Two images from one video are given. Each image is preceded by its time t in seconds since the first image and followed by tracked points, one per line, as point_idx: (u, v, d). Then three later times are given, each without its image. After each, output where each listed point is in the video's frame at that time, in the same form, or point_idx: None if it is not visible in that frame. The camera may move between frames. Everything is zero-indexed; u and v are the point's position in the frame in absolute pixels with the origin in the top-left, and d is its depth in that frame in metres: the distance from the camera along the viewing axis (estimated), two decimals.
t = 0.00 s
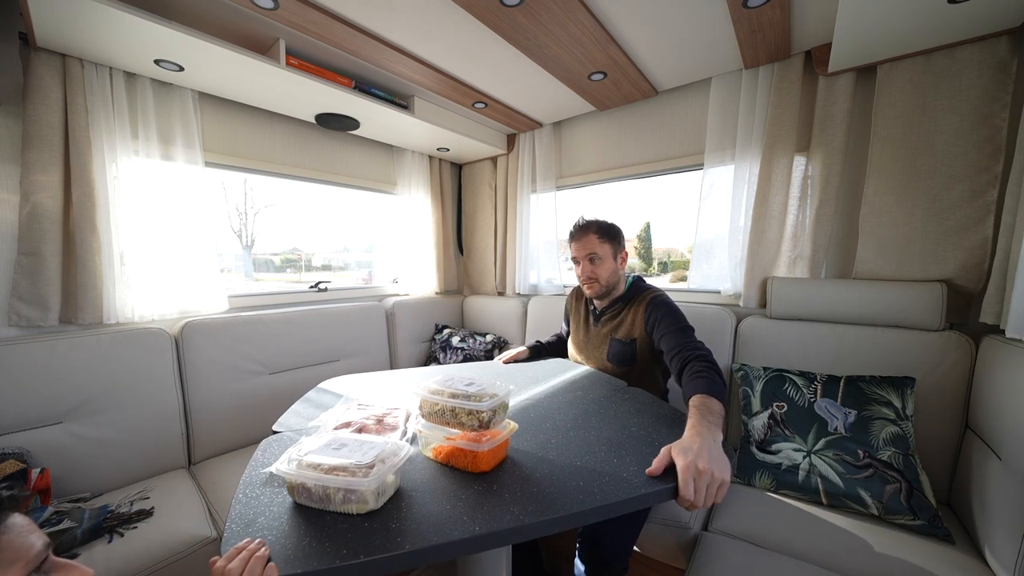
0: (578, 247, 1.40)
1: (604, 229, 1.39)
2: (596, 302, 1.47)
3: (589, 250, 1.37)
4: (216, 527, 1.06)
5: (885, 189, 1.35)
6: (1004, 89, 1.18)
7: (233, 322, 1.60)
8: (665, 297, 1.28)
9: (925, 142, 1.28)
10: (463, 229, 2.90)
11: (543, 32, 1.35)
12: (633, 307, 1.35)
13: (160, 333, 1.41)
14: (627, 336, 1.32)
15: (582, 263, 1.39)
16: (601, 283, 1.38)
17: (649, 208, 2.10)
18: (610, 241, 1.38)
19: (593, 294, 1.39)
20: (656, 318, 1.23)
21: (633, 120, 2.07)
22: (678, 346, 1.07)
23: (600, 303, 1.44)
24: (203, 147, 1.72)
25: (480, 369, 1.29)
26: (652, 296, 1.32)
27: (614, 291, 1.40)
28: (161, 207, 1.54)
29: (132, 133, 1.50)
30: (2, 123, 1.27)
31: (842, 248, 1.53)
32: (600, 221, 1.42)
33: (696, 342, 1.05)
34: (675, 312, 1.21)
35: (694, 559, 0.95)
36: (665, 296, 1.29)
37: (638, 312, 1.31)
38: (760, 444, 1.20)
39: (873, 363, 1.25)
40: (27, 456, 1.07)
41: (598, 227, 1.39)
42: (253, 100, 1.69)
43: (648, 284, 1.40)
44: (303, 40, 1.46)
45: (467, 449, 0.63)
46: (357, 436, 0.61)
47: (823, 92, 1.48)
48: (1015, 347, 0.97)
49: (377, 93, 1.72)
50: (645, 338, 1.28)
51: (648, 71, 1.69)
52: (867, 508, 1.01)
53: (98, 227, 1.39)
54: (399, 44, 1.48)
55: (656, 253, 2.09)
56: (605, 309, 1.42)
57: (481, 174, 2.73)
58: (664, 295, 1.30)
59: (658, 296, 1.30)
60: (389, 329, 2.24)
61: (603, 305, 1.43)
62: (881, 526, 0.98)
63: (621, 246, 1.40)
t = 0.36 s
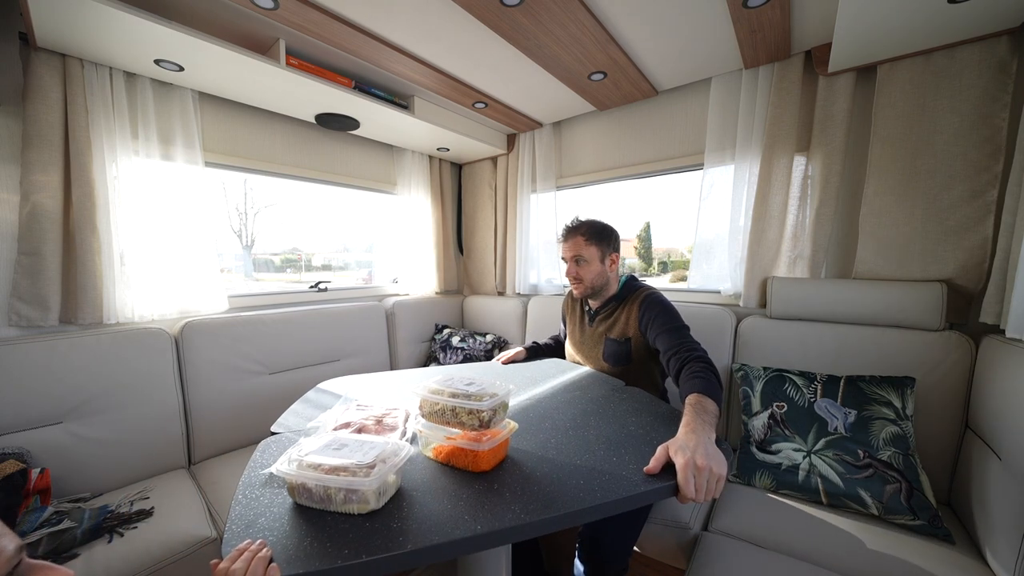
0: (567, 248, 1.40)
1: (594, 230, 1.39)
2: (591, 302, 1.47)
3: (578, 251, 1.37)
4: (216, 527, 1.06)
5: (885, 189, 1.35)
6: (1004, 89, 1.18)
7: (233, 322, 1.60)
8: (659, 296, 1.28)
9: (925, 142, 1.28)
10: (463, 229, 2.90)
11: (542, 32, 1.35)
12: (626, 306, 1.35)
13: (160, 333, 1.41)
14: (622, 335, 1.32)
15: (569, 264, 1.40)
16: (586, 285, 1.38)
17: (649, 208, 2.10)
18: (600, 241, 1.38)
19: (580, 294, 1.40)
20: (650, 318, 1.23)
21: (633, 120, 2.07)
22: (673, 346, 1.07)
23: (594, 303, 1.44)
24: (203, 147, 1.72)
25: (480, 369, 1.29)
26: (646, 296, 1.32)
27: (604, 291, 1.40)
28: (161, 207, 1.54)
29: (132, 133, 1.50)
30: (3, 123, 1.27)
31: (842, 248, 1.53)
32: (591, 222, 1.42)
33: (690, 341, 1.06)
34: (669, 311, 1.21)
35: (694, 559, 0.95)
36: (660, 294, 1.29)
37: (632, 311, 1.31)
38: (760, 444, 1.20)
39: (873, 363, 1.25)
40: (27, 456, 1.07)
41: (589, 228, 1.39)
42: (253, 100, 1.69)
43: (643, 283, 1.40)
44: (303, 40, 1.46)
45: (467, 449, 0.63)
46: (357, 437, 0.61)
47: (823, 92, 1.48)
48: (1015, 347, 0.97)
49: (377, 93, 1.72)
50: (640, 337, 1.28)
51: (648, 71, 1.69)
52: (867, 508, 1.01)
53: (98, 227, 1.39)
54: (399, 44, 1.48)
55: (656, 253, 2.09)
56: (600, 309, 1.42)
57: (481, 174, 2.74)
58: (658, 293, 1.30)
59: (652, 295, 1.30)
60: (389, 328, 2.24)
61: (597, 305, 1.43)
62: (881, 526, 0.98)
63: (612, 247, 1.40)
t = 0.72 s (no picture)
0: (573, 246, 1.40)
1: (598, 229, 1.39)
2: (592, 302, 1.47)
3: (582, 250, 1.37)
4: (216, 527, 1.06)
5: (885, 189, 1.35)
6: (1004, 89, 1.18)
7: (233, 322, 1.60)
8: (660, 296, 1.28)
9: (925, 142, 1.28)
10: (463, 229, 2.90)
11: (542, 32, 1.35)
12: (627, 306, 1.35)
13: (160, 334, 1.41)
14: (625, 335, 1.32)
15: (574, 263, 1.39)
16: (591, 284, 1.37)
17: (649, 208, 2.10)
18: (605, 240, 1.38)
19: (585, 293, 1.39)
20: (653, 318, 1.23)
21: (633, 120, 2.07)
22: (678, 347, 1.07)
23: (596, 302, 1.44)
24: (203, 147, 1.72)
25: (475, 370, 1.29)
26: (648, 295, 1.32)
27: (607, 290, 1.40)
28: (161, 208, 1.54)
29: (132, 133, 1.50)
30: (2, 122, 1.26)
31: (842, 248, 1.53)
32: (595, 221, 1.42)
33: (697, 343, 1.05)
34: (673, 311, 1.21)
35: (695, 560, 0.95)
36: (662, 293, 1.29)
37: (634, 312, 1.31)
38: (760, 444, 1.20)
39: (873, 363, 1.25)
40: (28, 456, 1.07)
41: (592, 227, 1.39)
42: (253, 100, 1.69)
43: (643, 283, 1.40)
44: (303, 40, 1.46)
45: (470, 449, 0.63)
46: (356, 442, 0.60)
47: (823, 91, 1.48)
48: (1015, 347, 0.97)
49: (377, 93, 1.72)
50: (643, 336, 1.28)
51: (648, 71, 1.69)
52: (867, 508, 1.01)
53: (98, 227, 1.39)
54: (399, 44, 1.48)
55: (656, 253, 2.09)
56: (601, 309, 1.42)
57: (481, 174, 2.74)
58: (660, 292, 1.30)
59: (655, 295, 1.30)
60: (389, 328, 2.24)
61: (599, 305, 1.43)
62: (881, 526, 0.98)
63: (616, 245, 1.41)
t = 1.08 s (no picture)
0: (570, 248, 1.40)
1: (598, 229, 1.39)
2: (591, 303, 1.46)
3: (581, 251, 1.37)
4: (216, 527, 1.06)
5: (885, 189, 1.35)
6: (1004, 89, 1.18)
7: (233, 322, 1.60)
8: (666, 297, 1.30)
9: (925, 142, 1.28)
10: (463, 229, 2.90)
11: (542, 32, 1.35)
12: (630, 307, 1.35)
13: (160, 333, 1.41)
14: (629, 336, 1.32)
15: (572, 264, 1.39)
16: (590, 285, 1.37)
17: (649, 208, 2.10)
18: (602, 241, 1.38)
19: (583, 294, 1.39)
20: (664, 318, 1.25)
21: (633, 120, 2.07)
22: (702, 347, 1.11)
23: (595, 303, 1.44)
24: (203, 147, 1.72)
25: (472, 370, 1.28)
26: (652, 297, 1.33)
27: (607, 291, 1.40)
28: (161, 207, 1.54)
29: (132, 133, 1.50)
30: (2, 122, 1.26)
31: (842, 248, 1.53)
32: (594, 222, 1.42)
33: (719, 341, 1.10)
34: (682, 312, 1.24)
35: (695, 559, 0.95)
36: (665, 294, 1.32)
37: (637, 312, 1.32)
38: (760, 444, 1.20)
39: (873, 363, 1.25)
40: (27, 456, 1.07)
41: (593, 228, 1.39)
42: (253, 100, 1.69)
43: (644, 285, 1.41)
44: (303, 40, 1.46)
45: (473, 449, 0.63)
46: (354, 444, 0.60)
47: (823, 91, 1.48)
48: (1015, 347, 0.97)
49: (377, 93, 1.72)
50: (648, 337, 1.29)
51: (648, 71, 1.69)
52: (868, 508, 1.01)
53: (98, 227, 1.39)
54: (399, 44, 1.48)
55: (656, 253, 2.09)
56: (602, 309, 1.41)
57: (481, 174, 2.74)
58: (663, 293, 1.32)
59: (660, 297, 1.31)
60: (389, 328, 2.24)
61: (599, 306, 1.43)
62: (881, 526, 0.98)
63: (615, 246, 1.41)
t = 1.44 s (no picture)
0: (570, 241, 1.39)
1: (597, 224, 1.39)
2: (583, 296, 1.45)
3: (581, 245, 1.37)
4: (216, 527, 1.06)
5: (885, 190, 1.35)
6: (1004, 89, 1.18)
7: (233, 322, 1.60)
8: (658, 292, 1.32)
9: (925, 142, 1.29)
10: (463, 229, 2.90)
11: (542, 32, 1.35)
12: (623, 300, 1.36)
13: (160, 334, 1.41)
14: (621, 326, 1.32)
15: (571, 257, 1.38)
16: (589, 278, 1.37)
17: (649, 208, 2.10)
18: (601, 237, 1.39)
19: (580, 288, 1.38)
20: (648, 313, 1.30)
21: (633, 120, 2.07)
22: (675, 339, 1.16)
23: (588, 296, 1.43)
24: (203, 147, 1.72)
25: (462, 370, 1.27)
26: (643, 289, 1.35)
27: (601, 284, 1.40)
28: (161, 207, 1.54)
29: (132, 133, 1.50)
30: (2, 123, 1.26)
31: (843, 249, 1.53)
32: (593, 217, 1.42)
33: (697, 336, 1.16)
34: (669, 304, 1.27)
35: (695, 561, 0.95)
36: (656, 289, 1.33)
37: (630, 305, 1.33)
38: (760, 444, 1.20)
39: (874, 363, 1.25)
40: (27, 456, 1.07)
41: (591, 221, 1.39)
42: (253, 100, 1.69)
43: (635, 280, 1.43)
44: (303, 40, 1.46)
45: (501, 444, 0.65)
46: (390, 467, 0.52)
47: (823, 91, 1.48)
48: (1015, 347, 0.97)
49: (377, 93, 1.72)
50: (640, 328, 1.30)
51: (648, 71, 1.69)
52: (868, 508, 1.01)
53: (98, 227, 1.39)
54: (399, 44, 1.48)
55: (656, 253, 2.09)
56: (594, 302, 1.40)
57: (481, 174, 2.74)
58: (655, 287, 1.34)
59: (651, 289, 1.34)
60: (389, 328, 2.24)
61: (591, 299, 1.42)
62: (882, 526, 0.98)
63: (611, 244, 1.42)
